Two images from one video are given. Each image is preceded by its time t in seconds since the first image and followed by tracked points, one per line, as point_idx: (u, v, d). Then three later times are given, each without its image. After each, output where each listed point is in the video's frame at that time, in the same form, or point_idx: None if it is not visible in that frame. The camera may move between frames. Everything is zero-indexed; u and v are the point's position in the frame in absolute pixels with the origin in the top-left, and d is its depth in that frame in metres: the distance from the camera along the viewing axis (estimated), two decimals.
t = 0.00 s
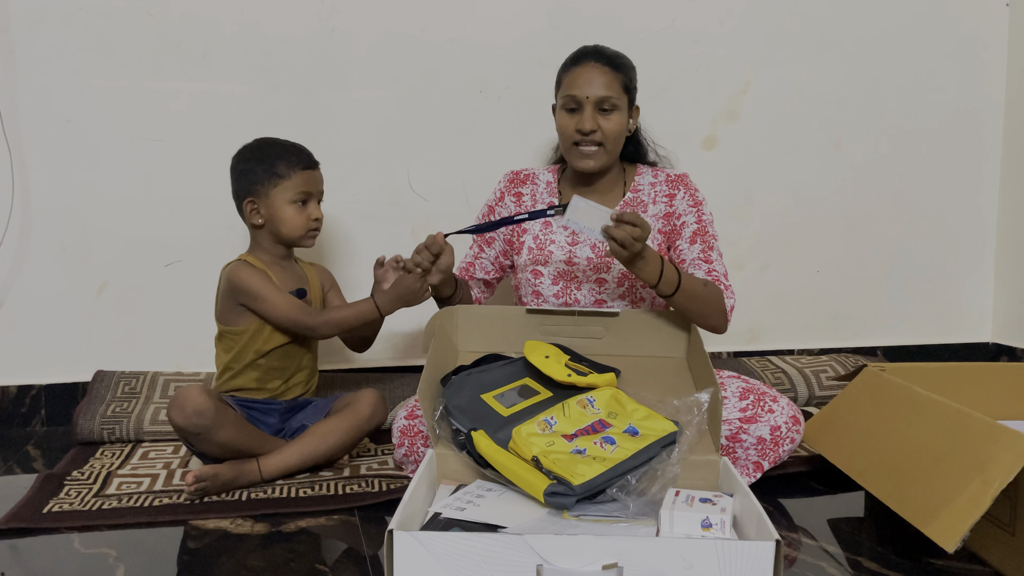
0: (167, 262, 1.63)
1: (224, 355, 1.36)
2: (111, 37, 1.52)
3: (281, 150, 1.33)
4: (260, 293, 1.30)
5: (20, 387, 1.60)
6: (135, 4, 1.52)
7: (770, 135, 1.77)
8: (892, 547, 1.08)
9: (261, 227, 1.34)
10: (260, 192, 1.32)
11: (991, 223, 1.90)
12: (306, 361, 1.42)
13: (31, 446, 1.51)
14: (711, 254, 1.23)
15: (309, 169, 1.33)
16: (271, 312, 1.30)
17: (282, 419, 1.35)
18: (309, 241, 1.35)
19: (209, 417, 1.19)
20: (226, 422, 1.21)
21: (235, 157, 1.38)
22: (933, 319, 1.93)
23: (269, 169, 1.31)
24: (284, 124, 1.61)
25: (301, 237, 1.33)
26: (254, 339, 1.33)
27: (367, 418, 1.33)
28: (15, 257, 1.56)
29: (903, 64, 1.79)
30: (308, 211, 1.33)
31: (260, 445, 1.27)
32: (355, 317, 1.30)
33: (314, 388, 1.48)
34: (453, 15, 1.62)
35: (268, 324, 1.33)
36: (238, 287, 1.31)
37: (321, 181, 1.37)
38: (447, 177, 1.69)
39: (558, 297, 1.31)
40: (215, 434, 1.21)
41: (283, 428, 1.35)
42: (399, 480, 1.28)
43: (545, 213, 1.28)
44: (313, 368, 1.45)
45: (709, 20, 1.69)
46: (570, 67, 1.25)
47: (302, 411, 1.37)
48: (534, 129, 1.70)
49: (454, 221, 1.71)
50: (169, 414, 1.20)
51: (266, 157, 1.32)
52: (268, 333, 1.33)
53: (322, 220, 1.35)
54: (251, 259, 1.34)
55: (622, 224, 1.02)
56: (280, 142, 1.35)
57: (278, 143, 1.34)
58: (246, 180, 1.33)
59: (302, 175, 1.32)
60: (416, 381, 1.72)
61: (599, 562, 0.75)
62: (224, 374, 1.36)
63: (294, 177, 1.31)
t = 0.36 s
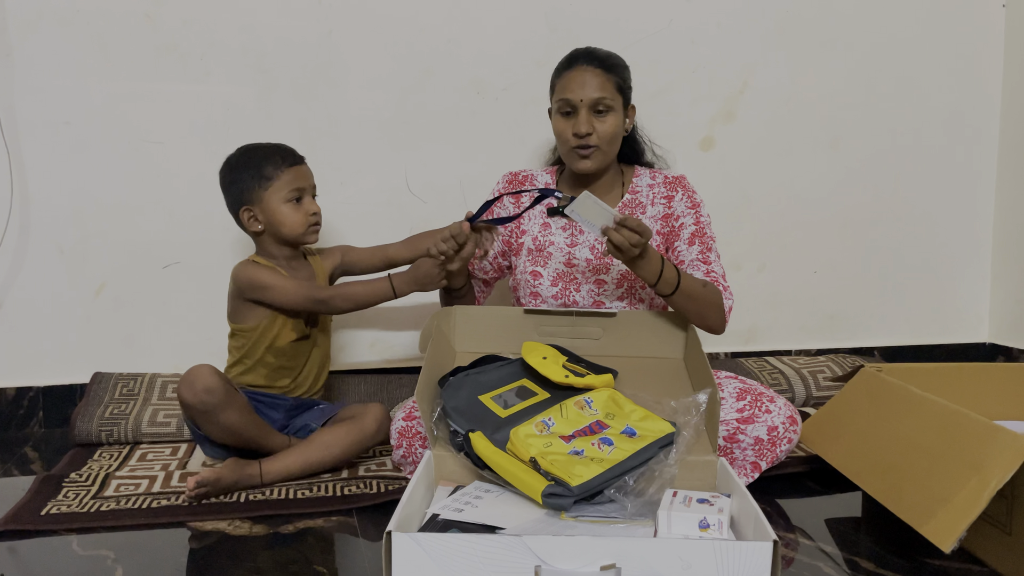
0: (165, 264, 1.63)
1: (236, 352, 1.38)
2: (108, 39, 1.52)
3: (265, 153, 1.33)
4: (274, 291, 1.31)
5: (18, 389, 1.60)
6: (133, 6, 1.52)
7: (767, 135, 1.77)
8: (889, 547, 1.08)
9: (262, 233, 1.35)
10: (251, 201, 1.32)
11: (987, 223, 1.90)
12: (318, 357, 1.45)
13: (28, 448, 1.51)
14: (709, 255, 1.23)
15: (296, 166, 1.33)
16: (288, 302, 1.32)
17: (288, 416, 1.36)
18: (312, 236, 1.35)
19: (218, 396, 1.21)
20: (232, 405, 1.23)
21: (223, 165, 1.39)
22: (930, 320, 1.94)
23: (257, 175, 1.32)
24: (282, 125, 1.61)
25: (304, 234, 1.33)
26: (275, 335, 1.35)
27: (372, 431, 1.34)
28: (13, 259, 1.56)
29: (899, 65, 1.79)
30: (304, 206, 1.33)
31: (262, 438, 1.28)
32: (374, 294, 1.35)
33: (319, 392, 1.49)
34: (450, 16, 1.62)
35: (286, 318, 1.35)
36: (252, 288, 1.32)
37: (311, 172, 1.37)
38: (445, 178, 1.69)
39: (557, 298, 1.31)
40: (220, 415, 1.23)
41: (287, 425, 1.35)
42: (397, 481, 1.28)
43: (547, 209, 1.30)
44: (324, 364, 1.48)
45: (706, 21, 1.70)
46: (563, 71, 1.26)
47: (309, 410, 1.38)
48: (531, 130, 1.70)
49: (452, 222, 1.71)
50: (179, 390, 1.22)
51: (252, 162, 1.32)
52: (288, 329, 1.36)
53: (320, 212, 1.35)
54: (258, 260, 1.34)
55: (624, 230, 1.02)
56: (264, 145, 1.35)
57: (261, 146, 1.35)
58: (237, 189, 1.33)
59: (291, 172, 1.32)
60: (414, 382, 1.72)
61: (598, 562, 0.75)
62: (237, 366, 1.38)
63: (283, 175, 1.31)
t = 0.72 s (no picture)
0: (164, 265, 1.63)
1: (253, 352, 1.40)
2: (107, 40, 1.52)
3: (239, 179, 1.31)
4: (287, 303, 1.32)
5: (17, 391, 1.60)
6: (131, 8, 1.52)
7: (766, 137, 1.77)
8: (887, 548, 1.08)
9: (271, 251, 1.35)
10: (248, 229, 1.32)
11: (985, 225, 1.90)
12: (336, 359, 1.45)
13: (27, 449, 1.51)
14: (708, 257, 1.23)
15: (273, 179, 1.31)
16: (304, 314, 1.32)
17: (295, 412, 1.37)
18: (318, 236, 1.35)
19: (196, 387, 1.23)
20: (212, 396, 1.25)
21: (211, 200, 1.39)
22: (929, 321, 1.94)
23: (241, 205, 1.31)
24: (281, 127, 1.61)
25: (308, 238, 1.33)
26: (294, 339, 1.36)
27: (371, 425, 1.33)
28: (11, 261, 1.56)
29: (897, 66, 1.79)
30: (298, 211, 1.32)
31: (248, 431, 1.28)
32: (392, 313, 1.31)
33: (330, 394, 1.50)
34: (449, 18, 1.62)
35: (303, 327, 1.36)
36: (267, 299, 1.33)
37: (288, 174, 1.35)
38: (444, 180, 1.69)
39: (557, 301, 1.31)
40: (202, 405, 1.25)
41: (290, 423, 1.35)
42: (395, 482, 1.28)
43: (548, 212, 1.31)
44: (342, 365, 1.48)
45: (705, 24, 1.70)
46: (557, 75, 1.26)
47: (314, 410, 1.38)
48: (530, 132, 1.70)
49: (451, 223, 1.71)
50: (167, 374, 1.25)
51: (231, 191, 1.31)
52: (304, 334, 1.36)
53: (314, 211, 1.34)
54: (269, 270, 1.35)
55: (629, 216, 1.02)
56: (234, 169, 1.33)
57: (232, 170, 1.33)
58: (229, 221, 1.33)
59: (273, 186, 1.30)
60: (413, 383, 1.72)
61: (597, 564, 0.75)
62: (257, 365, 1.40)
63: (268, 192, 1.30)
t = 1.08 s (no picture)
0: (165, 265, 1.63)
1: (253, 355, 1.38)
2: (108, 40, 1.52)
3: (237, 189, 1.25)
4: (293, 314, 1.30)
5: (17, 391, 1.60)
6: (132, 8, 1.52)
7: (766, 137, 1.77)
8: (889, 549, 1.08)
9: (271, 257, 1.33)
10: (249, 240, 1.28)
11: (986, 226, 1.90)
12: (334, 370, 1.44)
13: (28, 449, 1.51)
14: (707, 255, 1.23)
15: (275, 188, 1.26)
16: (306, 329, 1.30)
17: (295, 423, 1.37)
18: (321, 242, 1.32)
19: (205, 409, 1.23)
20: (222, 415, 1.25)
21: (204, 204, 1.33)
22: (930, 323, 1.94)
23: (240, 217, 1.26)
24: (282, 128, 1.61)
25: (313, 245, 1.30)
26: (298, 346, 1.35)
27: (374, 443, 1.33)
28: (12, 261, 1.56)
29: (898, 67, 1.79)
30: (301, 220, 1.28)
31: (256, 445, 1.29)
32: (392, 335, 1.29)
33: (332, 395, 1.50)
34: (449, 18, 1.62)
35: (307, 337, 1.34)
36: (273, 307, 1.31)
37: (287, 177, 1.29)
38: (445, 181, 1.69)
39: (557, 304, 1.31)
40: (210, 425, 1.25)
41: (291, 432, 1.36)
42: (396, 483, 1.28)
43: (544, 213, 1.31)
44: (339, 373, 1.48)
45: (706, 25, 1.70)
46: (544, 81, 1.24)
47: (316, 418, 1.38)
48: (531, 132, 1.70)
49: (452, 223, 1.71)
50: (173, 396, 1.25)
51: (228, 202, 1.26)
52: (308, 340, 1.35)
53: (315, 216, 1.30)
54: (273, 275, 1.32)
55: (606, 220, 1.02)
56: (231, 177, 1.26)
57: (225, 178, 1.27)
58: (230, 231, 1.28)
59: (276, 196, 1.25)
60: (414, 384, 1.72)
61: (597, 564, 0.75)
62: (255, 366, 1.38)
63: (271, 203, 1.25)
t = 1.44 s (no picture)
0: (166, 265, 1.63)
1: (219, 363, 1.35)
2: (109, 40, 1.53)
3: (235, 176, 1.23)
4: (236, 320, 1.26)
5: (18, 390, 1.60)
6: (133, 7, 1.52)
7: (767, 137, 1.77)
8: (889, 549, 1.08)
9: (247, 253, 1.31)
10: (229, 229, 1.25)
11: (987, 226, 1.90)
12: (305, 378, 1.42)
13: (29, 448, 1.51)
14: (666, 235, 1.21)
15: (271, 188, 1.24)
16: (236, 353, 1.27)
17: (284, 425, 1.34)
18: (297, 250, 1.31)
19: (204, 431, 1.20)
20: (220, 434, 1.22)
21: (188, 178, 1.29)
22: (931, 323, 1.94)
23: (229, 203, 1.23)
24: (282, 127, 1.61)
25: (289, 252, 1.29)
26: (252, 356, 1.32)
27: (371, 425, 1.33)
28: (14, 260, 1.56)
29: (899, 67, 1.79)
30: (287, 226, 1.27)
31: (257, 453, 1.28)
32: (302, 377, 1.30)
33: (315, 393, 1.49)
34: (450, 18, 1.62)
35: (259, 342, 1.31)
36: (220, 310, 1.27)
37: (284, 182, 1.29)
38: (446, 180, 1.69)
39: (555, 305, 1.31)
40: (209, 445, 1.22)
41: (285, 433, 1.34)
42: (396, 482, 1.29)
43: (536, 217, 1.33)
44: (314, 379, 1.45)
45: (706, 25, 1.70)
46: (535, 83, 1.24)
47: (306, 416, 1.37)
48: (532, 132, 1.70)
49: (452, 223, 1.71)
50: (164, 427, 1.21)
51: (222, 185, 1.23)
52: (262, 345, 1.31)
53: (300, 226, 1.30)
54: (235, 274, 1.30)
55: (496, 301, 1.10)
56: (231, 163, 1.24)
57: (220, 167, 1.24)
58: (213, 220, 1.25)
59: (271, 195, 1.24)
60: (414, 383, 1.72)
61: (597, 564, 0.75)
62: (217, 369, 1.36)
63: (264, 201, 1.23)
